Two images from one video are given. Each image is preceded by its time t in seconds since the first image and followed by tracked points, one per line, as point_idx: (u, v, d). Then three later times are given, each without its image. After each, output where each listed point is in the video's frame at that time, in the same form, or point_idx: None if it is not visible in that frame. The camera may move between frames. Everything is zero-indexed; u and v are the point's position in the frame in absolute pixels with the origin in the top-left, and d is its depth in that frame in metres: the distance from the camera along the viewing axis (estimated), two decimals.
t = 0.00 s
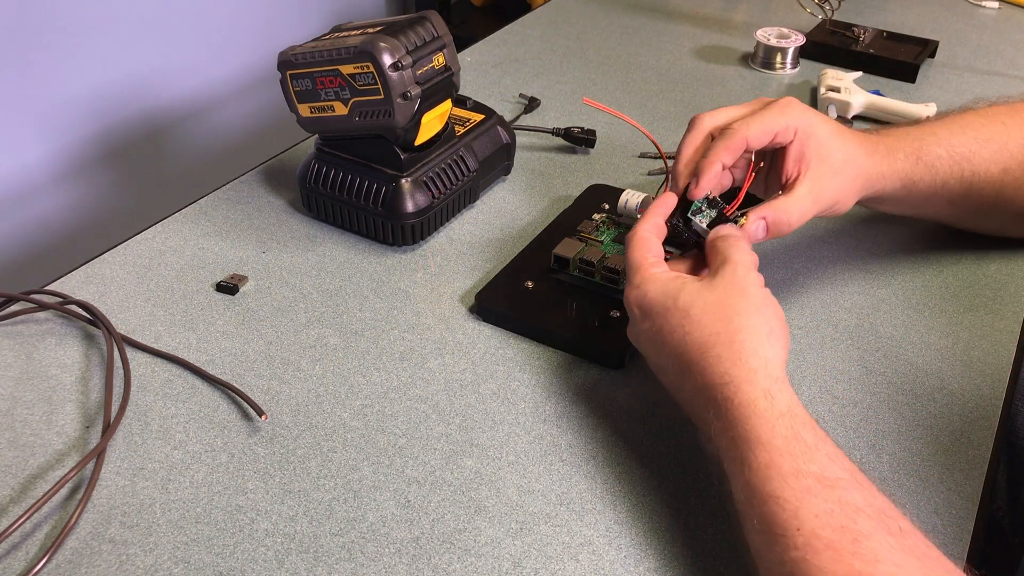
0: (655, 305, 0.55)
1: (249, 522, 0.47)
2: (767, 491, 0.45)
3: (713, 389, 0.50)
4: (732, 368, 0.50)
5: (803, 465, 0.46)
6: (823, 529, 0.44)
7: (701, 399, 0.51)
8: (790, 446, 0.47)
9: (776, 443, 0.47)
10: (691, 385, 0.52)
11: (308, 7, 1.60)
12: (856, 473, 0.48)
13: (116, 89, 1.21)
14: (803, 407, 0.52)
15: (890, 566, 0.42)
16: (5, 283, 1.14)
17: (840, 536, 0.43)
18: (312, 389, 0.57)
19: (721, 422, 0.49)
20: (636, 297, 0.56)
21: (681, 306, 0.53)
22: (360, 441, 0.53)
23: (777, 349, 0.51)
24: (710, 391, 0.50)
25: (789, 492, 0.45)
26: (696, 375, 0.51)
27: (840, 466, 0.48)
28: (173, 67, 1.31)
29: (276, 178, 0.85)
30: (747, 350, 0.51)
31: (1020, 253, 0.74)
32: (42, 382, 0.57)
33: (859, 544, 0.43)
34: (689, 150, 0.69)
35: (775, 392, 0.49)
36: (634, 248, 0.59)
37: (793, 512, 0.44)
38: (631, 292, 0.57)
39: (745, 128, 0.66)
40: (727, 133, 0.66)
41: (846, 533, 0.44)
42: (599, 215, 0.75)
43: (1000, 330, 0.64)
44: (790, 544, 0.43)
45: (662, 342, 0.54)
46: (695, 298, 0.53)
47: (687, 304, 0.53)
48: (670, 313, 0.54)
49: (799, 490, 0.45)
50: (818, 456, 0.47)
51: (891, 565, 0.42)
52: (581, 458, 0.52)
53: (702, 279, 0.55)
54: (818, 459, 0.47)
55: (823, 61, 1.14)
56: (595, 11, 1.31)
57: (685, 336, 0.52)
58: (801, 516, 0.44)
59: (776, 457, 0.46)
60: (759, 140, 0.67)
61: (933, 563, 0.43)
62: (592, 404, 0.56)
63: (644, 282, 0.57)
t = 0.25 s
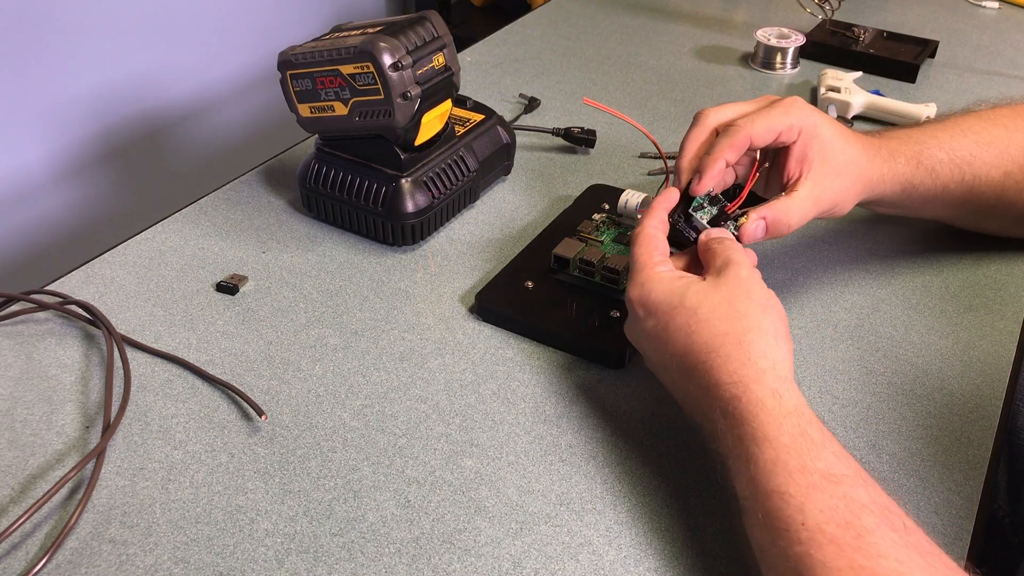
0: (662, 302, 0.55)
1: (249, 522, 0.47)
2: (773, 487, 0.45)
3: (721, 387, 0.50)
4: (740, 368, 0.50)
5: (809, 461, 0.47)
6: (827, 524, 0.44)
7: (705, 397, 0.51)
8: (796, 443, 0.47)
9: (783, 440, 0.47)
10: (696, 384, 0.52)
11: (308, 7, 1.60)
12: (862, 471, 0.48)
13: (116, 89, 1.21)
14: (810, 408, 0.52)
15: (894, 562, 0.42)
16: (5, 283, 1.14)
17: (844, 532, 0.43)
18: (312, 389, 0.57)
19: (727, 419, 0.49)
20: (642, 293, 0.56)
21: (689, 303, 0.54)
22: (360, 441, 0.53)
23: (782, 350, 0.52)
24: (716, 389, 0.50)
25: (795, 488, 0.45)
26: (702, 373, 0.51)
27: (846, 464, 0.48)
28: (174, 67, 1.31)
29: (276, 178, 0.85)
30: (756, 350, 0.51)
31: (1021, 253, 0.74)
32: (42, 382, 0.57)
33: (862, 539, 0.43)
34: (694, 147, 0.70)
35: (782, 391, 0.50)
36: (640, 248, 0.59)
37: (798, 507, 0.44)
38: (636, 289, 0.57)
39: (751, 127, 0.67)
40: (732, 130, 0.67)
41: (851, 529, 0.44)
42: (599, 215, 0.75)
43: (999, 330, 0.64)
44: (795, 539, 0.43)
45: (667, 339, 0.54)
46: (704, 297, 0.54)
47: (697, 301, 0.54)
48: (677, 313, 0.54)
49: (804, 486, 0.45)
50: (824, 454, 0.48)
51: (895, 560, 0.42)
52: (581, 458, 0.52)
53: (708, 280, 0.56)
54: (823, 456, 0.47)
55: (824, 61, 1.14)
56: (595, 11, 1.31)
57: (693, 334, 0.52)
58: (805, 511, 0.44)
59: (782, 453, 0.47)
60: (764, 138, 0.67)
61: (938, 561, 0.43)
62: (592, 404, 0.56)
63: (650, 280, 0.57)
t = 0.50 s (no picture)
0: (665, 312, 0.54)
1: (249, 522, 0.47)
2: (775, 477, 0.46)
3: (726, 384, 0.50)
4: (750, 368, 0.51)
5: (809, 455, 0.47)
6: (825, 514, 0.44)
7: (704, 396, 0.51)
8: (798, 437, 0.48)
9: (786, 434, 0.48)
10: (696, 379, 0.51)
11: (308, 7, 1.60)
12: (857, 466, 0.49)
13: (116, 89, 1.21)
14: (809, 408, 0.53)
15: (887, 549, 0.43)
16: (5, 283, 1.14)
17: (842, 520, 0.44)
18: (312, 389, 0.57)
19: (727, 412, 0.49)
20: (643, 305, 0.54)
21: (695, 313, 0.53)
22: (360, 441, 0.53)
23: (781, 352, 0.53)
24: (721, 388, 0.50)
25: (796, 478, 0.46)
26: (707, 372, 0.51)
27: (842, 458, 0.48)
28: (173, 67, 1.31)
29: (276, 178, 0.85)
30: (762, 352, 0.52)
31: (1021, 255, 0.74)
32: (42, 382, 0.57)
33: (857, 528, 0.44)
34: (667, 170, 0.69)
35: (786, 390, 0.51)
36: (620, 262, 0.57)
37: (798, 497, 0.45)
38: (633, 303, 0.55)
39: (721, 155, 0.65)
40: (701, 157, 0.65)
41: (847, 518, 0.44)
42: (599, 215, 0.75)
43: (1000, 330, 0.64)
44: (793, 528, 0.43)
45: (669, 351, 0.52)
46: (708, 305, 0.54)
47: (702, 310, 0.53)
48: (681, 318, 0.53)
49: (804, 477, 0.46)
50: (822, 447, 0.48)
51: (888, 547, 0.43)
52: (581, 458, 0.52)
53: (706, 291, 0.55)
54: (821, 449, 0.48)
55: (823, 61, 1.14)
56: (595, 11, 1.31)
57: (699, 342, 0.52)
58: (805, 501, 0.44)
59: (785, 445, 0.47)
60: (735, 168, 0.66)
61: (927, 547, 0.44)
62: (592, 404, 0.56)
63: (647, 292, 0.55)
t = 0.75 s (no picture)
0: (620, 321, 0.54)
1: (249, 522, 0.47)
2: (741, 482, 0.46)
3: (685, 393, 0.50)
4: (706, 375, 0.51)
5: (775, 457, 0.47)
6: (794, 516, 0.44)
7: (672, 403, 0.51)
8: (762, 441, 0.48)
9: (750, 438, 0.48)
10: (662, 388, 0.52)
11: (308, 8, 1.60)
12: (826, 464, 0.49)
13: (116, 89, 1.21)
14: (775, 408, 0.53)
15: (857, 546, 0.43)
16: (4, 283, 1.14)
17: (811, 522, 0.44)
18: (312, 389, 0.57)
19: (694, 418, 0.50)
20: (600, 317, 0.55)
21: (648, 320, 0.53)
22: (360, 441, 0.53)
23: (738, 353, 0.53)
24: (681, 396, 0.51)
25: (761, 481, 0.46)
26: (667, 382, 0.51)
27: (810, 457, 0.48)
28: (173, 67, 1.31)
29: (276, 178, 0.85)
30: (717, 355, 0.52)
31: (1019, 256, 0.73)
32: (42, 382, 0.57)
33: (827, 528, 0.44)
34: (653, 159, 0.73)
35: (746, 392, 0.51)
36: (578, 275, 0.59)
37: (765, 501, 0.45)
38: (591, 315, 0.56)
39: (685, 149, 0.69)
40: (667, 151, 0.70)
41: (816, 518, 0.44)
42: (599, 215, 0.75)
43: (1000, 330, 0.64)
44: (763, 533, 0.43)
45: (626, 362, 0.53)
46: (658, 311, 0.54)
47: (652, 317, 0.53)
48: (636, 331, 0.53)
49: (770, 480, 0.46)
50: (788, 448, 0.48)
51: (858, 545, 0.43)
52: (581, 458, 0.52)
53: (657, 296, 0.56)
54: (787, 450, 0.48)
55: (824, 62, 1.14)
56: (595, 11, 1.31)
57: (653, 351, 0.52)
58: (773, 505, 0.44)
59: (749, 450, 0.47)
60: (700, 161, 0.69)
61: (897, 541, 0.44)
62: (592, 404, 0.56)
63: (603, 303, 0.56)
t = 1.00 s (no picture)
0: (661, 296, 0.54)
1: (249, 522, 0.47)
2: (776, 470, 0.46)
3: (722, 376, 0.51)
4: (745, 362, 0.52)
5: (810, 448, 0.47)
6: (827, 508, 0.44)
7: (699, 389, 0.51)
8: (799, 430, 0.48)
9: (788, 426, 0.48)
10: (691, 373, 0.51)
11: (308, 8, 1.60)
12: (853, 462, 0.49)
13: (116, 89, 1.21)
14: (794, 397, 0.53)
15: (886, 545, 0.43)
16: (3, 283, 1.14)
17: (843, 516, 0.44)
18: (312, 389, 0.57)
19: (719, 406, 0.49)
20: (638, 287, 0.54)
21: (691, 302, 0.54)
22: (359, 441, 0.53)
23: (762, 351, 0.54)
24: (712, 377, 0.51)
25: (797, 472, 0.46)
26: (702, 364, 0.51)
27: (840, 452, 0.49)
28: (173, 68, 1.31)
29: (276, 178, 0.85)
30: (752, 349, 0.53)
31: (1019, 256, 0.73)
32: (42, 382, 0.57)
33: (858, 523, 0.44)
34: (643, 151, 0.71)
35: (779, 386, 0.52)
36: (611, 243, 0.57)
37: (799, 490, 0.45)
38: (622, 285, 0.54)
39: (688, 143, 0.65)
40: (667, 146, 0.65)
41: (847, 513, 0.44)
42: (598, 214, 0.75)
43: (1000, 331, 0.64)
44: (793, 523, 0.44)
45: (659, 338, 0.52)
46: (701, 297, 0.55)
47: (696, 300, 0.54)
48: (671, 310, 0.53)
49: (805, 470, 0.46)
50: (822, 441, 0.49)
51: (889, 544, 0.43)
52: (581, 458, 0.52)
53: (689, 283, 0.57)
54: (822, 444, 0.48)
55: (824, 62, 1.14)
56: (595, 11, 1.31)
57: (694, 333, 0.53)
58: (806, 495, 0.45)
59: (787, 438, 0.47)
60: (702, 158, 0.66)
61: (925, 545, 0.44)
62: (592, 404, 0.56)
63: (639, 272, 0.54)
